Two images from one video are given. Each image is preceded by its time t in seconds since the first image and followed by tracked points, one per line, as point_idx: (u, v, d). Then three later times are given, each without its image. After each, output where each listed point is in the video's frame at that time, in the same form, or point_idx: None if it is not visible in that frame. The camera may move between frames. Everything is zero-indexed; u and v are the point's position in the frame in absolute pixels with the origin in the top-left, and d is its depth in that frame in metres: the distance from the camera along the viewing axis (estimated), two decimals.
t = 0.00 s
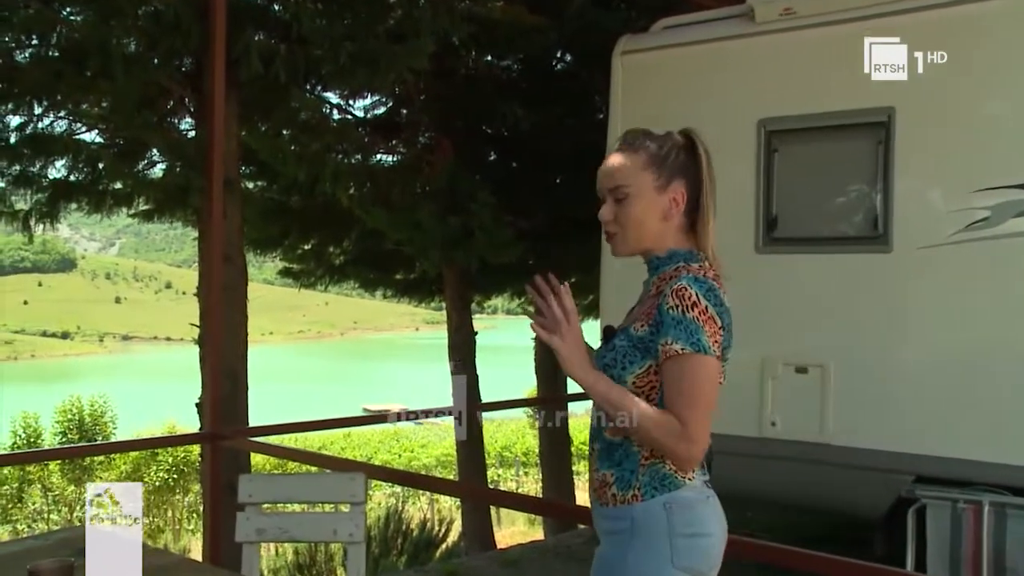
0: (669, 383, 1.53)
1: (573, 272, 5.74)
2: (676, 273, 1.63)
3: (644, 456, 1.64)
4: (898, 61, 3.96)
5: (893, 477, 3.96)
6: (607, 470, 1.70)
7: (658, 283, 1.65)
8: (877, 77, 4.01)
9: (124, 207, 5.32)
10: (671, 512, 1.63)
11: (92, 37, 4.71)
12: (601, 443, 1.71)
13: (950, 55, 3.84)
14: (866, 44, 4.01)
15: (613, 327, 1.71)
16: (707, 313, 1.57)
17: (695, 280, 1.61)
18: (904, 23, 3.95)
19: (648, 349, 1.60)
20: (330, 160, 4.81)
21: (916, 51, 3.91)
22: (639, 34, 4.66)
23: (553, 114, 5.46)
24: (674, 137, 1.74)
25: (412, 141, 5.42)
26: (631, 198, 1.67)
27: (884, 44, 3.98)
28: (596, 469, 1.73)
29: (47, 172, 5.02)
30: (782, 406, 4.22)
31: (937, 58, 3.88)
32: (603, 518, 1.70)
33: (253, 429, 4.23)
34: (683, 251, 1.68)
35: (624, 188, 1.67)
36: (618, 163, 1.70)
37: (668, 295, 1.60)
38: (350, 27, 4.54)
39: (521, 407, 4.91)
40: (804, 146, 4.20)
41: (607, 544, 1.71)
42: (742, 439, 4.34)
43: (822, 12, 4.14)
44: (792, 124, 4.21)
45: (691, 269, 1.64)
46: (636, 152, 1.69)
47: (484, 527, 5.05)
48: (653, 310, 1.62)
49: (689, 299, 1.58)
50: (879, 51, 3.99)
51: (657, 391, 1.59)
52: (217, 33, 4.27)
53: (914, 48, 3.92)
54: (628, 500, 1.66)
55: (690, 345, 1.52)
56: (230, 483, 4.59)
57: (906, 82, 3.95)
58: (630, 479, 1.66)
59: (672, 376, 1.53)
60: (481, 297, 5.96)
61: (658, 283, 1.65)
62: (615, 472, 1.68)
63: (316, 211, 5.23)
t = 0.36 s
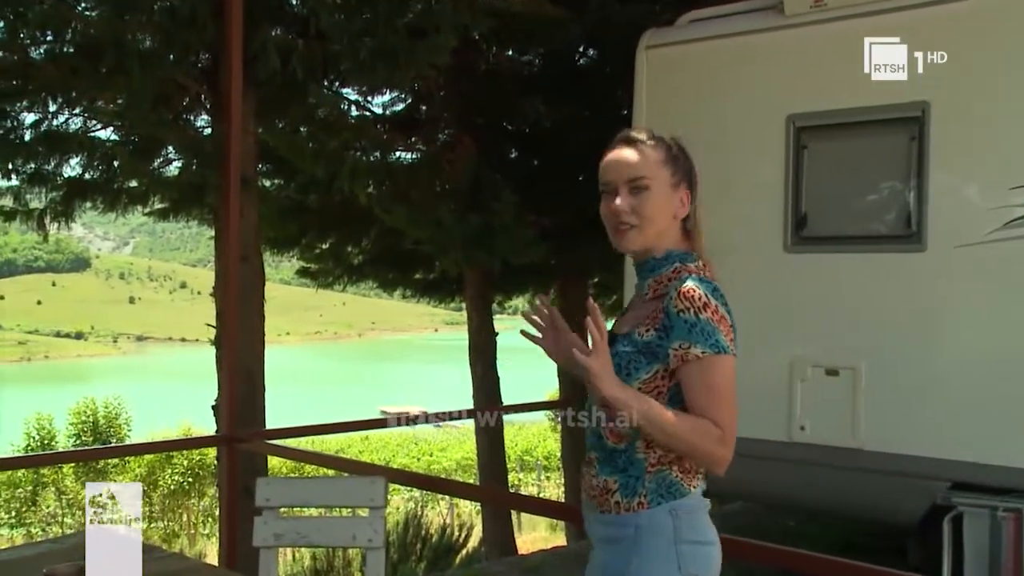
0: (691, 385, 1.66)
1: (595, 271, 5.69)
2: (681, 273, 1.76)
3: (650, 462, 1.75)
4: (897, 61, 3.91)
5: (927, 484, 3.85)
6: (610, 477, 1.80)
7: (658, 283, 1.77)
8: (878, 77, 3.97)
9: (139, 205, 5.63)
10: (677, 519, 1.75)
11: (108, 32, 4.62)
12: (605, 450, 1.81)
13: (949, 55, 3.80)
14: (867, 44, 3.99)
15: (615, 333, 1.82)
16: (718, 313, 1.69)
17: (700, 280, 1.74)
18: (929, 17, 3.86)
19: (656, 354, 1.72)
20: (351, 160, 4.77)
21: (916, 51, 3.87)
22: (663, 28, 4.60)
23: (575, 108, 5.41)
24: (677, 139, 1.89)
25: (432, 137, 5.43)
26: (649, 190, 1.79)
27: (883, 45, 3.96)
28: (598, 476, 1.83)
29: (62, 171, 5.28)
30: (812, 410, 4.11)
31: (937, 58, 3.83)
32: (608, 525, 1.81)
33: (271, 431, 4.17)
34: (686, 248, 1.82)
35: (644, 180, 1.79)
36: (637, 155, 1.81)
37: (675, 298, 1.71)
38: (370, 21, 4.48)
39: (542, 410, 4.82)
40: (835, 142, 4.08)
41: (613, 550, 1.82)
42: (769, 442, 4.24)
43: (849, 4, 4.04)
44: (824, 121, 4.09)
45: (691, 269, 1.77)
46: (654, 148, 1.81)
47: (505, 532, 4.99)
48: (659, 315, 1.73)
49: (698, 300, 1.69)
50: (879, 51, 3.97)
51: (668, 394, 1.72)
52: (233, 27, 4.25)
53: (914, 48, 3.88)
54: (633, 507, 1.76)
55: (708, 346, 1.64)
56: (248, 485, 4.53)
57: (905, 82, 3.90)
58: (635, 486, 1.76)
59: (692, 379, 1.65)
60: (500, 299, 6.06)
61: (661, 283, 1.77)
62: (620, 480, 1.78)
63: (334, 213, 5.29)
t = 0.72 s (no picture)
0: (732, 385, 1.57)
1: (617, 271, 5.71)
2: (704, 268, 1.66)
3: (691, 465, 1.67)
4: (897, 61, 3.86)
5: (961, 489, 3.72)
6: (646, 483, 1.69)
7: (675, 283, 1.67)
8: (877, 77, 3.91)
9: (152, 203, 5.65)
10: (721, 520, 1.69)
11: (120, 26, 4.67)
12: (637, 458, 1.70)
13: (950, 55, 3.75)
14: (866, 44, 3.95)
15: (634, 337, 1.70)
16: (750, 307, 1.62)
17: (726, 275, 1.65)
18: (946, 10, 3.77)
19: (690, 355, 1.62)
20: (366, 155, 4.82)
21: (916, 51, 3.83)
22: (687, 21, 4.51)
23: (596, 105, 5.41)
24: (663, 132, 1.78)
25: (450, 133, 5.47)
26: (653, 194, 1.68)
27: (882, 45, 3.92)
28: (631, 484, 1.71)
29: (75, 168, 5.40)
30: (840, 413, 4.00)
31: (937, 58, 3.78)
32: (646, 531, 1.70)
33: (287, 433, 4.09)
34: (694, 246, 1.73)
35: (646, 183, 1.67)
36: (634, 157, 1.69)
37: (705, 294, 1.62)
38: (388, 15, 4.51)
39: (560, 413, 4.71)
40: (865, 137, 3.96)
41: (649, 557, 1.70)
42: (796, 446, 4.12)
43: None
44: (857, 115, 3.96)
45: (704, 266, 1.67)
46: (649, 147, 1.70)
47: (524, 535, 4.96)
48: (689, 315, 1.63)
49: (731, 296, 1.61)
50: (879, 51, 3.93)
51: (704, 393, 1.64)
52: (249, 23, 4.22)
53: (915, 48, 3.83)
54: (678, 511, 1.67)
55: (749, 343, 1.56)
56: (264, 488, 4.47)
57: (905, 82, 3.85)
58: (679, 489, 1.67)
59: (732, 378, 1.57)
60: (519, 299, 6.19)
61: (682, 281, 1.66)
62: (660, 485, 1.68)
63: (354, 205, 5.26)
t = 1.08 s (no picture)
0: (732, 387, 1.58)
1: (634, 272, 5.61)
2: (706, 270, 1.67)
3: (687, 464, 1.67)
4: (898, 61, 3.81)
5: (994, 495, 3.56)
6: (641, 482, 1.68)
7: (675, 283, 1.67)
8: (878, 77, 3.88)
9: (163, 200, 5.67)
10: (717, 517, 1.70)
11: (130, 20, 4.89)
12: (632, 457, 1.69)
13: (949, 55, 3.68)
14: (867, 44, 3.92)
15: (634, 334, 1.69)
16: (753, 310, 1.63)
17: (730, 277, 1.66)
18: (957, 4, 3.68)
19: (693, 355, 1.61)
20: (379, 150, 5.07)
21: (916, 51, 3.77)
22: (709, 15, 4.44)
23: (612, 100, 5.58)
24: (665, 135, 1.82)
25: (467, 129, 5.61)
26: (656, 191, 1.70)
27: (882, 45, 3.89)
28: (624, 484, 1.70)
29: (84, 165, 5.43)
30: (866, 415, 3.88)
31: (937, 58, 3.71)
32: (642, 533, 1.68)
33: (300, 434, 4.02)
34: (690, 249, 1.75)
35: (650, 180, 1.70)
36: (639, 153, 1.71)
37: (710, 295, 1.62)
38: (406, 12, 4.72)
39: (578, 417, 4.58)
40: (894, 133, 3.84)
41: (645, 558, 1.69)
42: (824, 450, 4.02)
43: None
44: (884, 110, 3.86)
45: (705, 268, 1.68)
46: (654, 145, 1.73)
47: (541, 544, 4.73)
48: (694, 315, 1.63)
49: (737, 298, 1.62)
50: (880, 52, 3.89)
51: (702, 395, 1.63)
52: (261, 21, 4.19)
53: (915, 48, 3.78)
54: (675, 510, 1.66)
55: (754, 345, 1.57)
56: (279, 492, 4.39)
57: (905, 83, 3.80)
58: (675, 487, 1.67)
59: (734, 379, 1.58)
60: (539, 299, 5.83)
61: (682, 281, 1.67)
62: (655, 483, 1.67)
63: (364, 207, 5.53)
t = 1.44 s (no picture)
0: (697, 371, 1.65)
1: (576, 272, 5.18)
2: (671, 261, 1.75)
3: (666, 454, 1.75)
4: (898, 61, 3.76)
5: (1015, 500, 3.47)
6: (623, 473, 1.75)
7: (642, 276, 1.76)
8: (878, 77, 3.82)
9: (166, 198, 5.64)
10: (695, 505, 1.79)
11: (132, 14, 4.87)
12: (611, 448, 1.76)
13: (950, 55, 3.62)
14: (867, 44, 3.88)
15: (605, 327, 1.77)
16: (716, 296, 1.71)
17: (694, 266, 1.73)
18: None
19: (663, 343, 1.69)
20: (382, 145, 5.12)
21: (916, 51, 3.71)
22: (725, 7, 4.35)
23: (625, 95, 5.50)
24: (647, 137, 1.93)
25: (477, 125, 5.62)
26: (632, 173, 1.79)
27: (882, 44, 3.82)
28: (607, 475, 1.77)
29: (85, 162, 5.38)
30: (886, 419, 3.76)
31: (938, 58, 3.66)
32: (627, 522, 1.75)
33: (305, 437, 3.97)
34: (657, 240, 1.83)
35: (627, 162, 1.80)
36: (621, 139, 1.83)
37: (674, 284, 1.70)
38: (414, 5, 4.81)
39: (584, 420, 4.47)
40: (914, 128, 3.73)
41: (631, 549, 1.76)
42: (840, 453, 3.92)
43: None
44: (906, 104, 3.73)
45: (668, 259, 1.76)
46: (635, 135, 1.84)
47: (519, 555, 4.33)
48: (660, 304, 1.70)
49: (699, 285, 1.70)
50: (880, 51, 3.83)
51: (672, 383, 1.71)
52: (265, 17, 4.12)
53: (915, 48, 3.72)
54: (657, 498, 1.74)
55: (714, 330, 1.65)
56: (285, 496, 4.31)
57: (905, 83, 3.73)
58: (657, 477, 1.74)
59: (700, 364, 1.65)
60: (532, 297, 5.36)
61: (649, 274, 1.75)
62: (638, 472, 1.74)
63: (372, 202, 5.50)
